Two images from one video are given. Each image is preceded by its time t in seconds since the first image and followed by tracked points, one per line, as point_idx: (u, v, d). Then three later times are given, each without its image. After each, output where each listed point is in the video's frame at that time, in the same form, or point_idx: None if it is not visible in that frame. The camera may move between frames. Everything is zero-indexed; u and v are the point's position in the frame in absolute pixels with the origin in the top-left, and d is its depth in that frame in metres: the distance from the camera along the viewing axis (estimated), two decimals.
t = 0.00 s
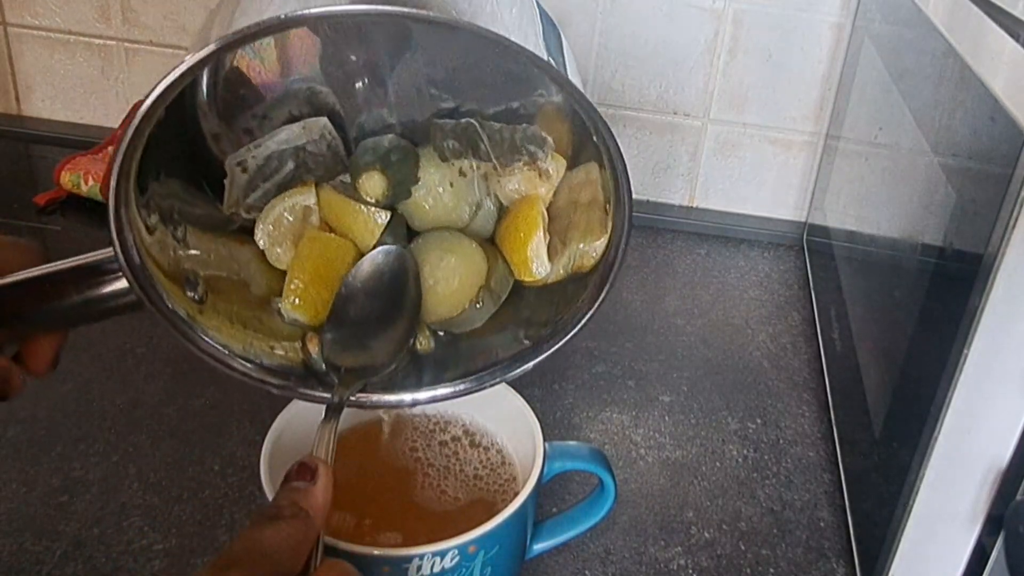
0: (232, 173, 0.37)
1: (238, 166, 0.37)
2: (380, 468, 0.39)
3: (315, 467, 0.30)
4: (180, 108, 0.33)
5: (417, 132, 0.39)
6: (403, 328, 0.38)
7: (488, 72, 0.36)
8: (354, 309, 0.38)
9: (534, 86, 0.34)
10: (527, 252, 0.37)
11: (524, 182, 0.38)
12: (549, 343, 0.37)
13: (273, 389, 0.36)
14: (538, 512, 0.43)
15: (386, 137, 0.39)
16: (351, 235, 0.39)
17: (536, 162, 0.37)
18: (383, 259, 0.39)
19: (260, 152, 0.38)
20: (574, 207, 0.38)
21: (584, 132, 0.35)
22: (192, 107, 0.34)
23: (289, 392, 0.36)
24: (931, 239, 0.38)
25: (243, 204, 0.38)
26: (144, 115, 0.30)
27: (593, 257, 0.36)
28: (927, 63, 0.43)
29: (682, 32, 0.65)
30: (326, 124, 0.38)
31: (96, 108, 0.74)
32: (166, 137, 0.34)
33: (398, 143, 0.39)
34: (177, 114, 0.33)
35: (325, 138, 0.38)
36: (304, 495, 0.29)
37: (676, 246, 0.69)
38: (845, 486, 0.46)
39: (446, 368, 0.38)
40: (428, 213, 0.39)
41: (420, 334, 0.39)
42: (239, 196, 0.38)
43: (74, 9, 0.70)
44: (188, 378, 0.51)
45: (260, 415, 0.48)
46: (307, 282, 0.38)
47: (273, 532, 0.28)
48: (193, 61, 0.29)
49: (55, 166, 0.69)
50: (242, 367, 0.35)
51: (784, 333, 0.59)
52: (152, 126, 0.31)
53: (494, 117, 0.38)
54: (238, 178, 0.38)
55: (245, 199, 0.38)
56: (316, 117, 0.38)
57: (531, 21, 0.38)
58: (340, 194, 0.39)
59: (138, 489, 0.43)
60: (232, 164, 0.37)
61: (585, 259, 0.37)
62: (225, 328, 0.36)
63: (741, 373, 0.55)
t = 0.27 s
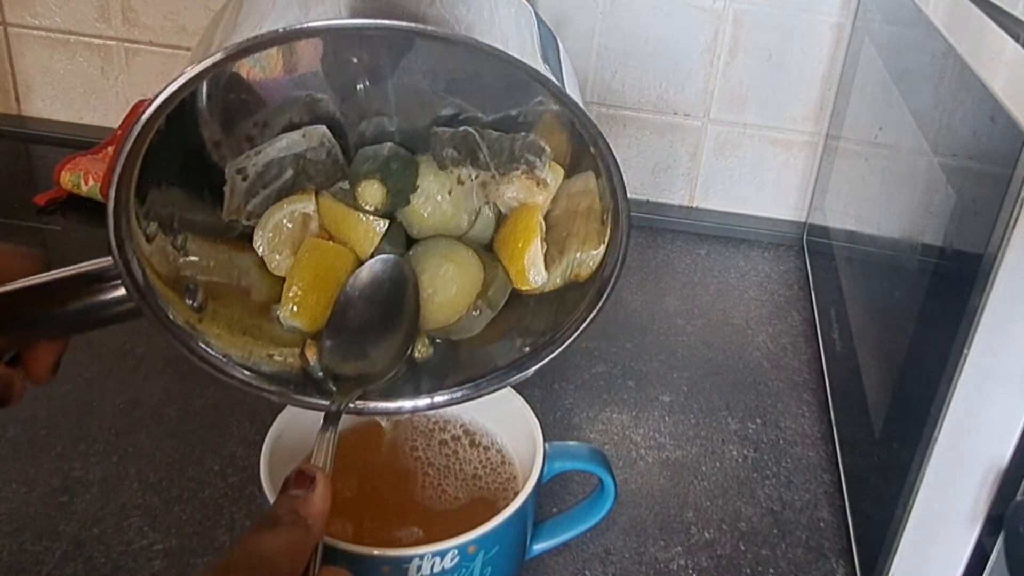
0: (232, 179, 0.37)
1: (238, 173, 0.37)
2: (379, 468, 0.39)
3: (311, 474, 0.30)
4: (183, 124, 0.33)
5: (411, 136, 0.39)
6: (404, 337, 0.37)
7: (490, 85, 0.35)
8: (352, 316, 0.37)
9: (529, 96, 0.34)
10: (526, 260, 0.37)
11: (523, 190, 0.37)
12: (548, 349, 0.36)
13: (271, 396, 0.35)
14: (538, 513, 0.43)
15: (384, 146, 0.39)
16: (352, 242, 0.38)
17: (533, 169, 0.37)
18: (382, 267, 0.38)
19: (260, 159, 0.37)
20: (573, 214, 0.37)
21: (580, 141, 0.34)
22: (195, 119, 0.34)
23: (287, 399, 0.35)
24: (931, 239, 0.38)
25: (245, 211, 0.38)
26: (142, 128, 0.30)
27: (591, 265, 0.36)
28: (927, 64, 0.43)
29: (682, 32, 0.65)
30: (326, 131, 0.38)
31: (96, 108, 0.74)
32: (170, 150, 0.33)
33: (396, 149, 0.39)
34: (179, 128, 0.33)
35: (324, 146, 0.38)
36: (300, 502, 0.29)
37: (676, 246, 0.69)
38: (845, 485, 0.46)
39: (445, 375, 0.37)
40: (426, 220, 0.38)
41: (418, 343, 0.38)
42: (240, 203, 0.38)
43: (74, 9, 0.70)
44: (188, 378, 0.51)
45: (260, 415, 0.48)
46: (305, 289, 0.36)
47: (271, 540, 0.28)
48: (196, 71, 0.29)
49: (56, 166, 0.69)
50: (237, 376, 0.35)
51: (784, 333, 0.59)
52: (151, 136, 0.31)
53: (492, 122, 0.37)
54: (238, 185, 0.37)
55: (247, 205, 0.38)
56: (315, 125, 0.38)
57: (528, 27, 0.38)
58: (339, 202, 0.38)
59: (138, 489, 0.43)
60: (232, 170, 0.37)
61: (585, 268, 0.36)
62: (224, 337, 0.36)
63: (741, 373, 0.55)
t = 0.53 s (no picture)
0: (230, 182, 0.37)
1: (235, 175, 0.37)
2: (378, 467, 0.39)
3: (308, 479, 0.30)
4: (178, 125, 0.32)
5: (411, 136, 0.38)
6: (401, 340, 0.37)
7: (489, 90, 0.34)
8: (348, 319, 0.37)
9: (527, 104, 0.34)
10: (523, 263, 0.37)
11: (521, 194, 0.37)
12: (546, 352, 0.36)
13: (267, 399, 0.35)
14: (538, 513, 0.43)
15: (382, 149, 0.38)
16: (348, 246, 0.38)
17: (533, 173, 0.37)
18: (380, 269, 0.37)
19: (258, 163, 0.37)
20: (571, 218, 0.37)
21: (578, 148, 0.34)
22: (192, 122, 0.34)
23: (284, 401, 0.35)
24: (931, 239, 0.38)
25: (244, 212, 0.38)
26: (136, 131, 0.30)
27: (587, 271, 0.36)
28: (927, 64, 0.43)
29: (682, 32, 0.65)
30: (324, 135, 0.38)
31: (96, 108, 0.74)
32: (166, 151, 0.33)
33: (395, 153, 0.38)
34: (174, 131, 0.33)
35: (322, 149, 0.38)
36: (297, 507, 0.29)
37: (676, 246, 0.69)
38: (845, 485, 0.46)
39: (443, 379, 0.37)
40: (424, 223, 0.38)
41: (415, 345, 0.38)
42: (238, 206, 0.38)
43: (74, 9, 0.70)
44: (188, 378, 0.51)
45: (259, 415, 0.48)
46: (303, 292, 0.37)
47: (266, 545, 0.28)
48: (192, 76, 0.29)
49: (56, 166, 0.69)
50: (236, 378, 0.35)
51: (784, 333, 0.59)
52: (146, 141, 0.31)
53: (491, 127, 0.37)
54: (236, 187, 0.37)
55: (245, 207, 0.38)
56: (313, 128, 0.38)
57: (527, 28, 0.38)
58: (337, 205, 0.38)
59: (138, 489, 0.43)
60: (230, 172, 0.37)
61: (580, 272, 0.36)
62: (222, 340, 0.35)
63: (741, 373, 0.55)
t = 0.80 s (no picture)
0: (220, 175, 0.37)
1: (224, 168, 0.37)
2: (378, 466, 0.39)
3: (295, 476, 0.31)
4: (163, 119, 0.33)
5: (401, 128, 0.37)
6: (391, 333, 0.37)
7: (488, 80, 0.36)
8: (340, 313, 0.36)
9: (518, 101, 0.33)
10: (517, 255, 0.36)
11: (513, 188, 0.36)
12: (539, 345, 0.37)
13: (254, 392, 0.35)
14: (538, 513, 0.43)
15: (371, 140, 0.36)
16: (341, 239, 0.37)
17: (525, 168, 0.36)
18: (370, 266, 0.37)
19: (246, 155, 0.36)
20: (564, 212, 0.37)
21: (572, 147, 0.33)
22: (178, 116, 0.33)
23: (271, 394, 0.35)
24: (931, 239, 0.38)
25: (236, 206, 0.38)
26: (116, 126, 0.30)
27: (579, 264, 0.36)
28: (927, 64, 0.43)
29: (682, 32, 0.65)
30: (311, 127, 0.36)
31: (96, 108, 0.74)
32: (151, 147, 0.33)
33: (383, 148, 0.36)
34: (159, 124, 0.33)
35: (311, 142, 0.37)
36: (281, 504, 0.30)
37: (676, 246, 0.69)
38: (845, 486, 0.46)
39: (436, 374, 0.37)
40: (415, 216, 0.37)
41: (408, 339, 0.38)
42: (229, 199, 0.37)
43: (74, 9, 0.70)
44: (188, 378, 0.51)
45: (259, 415, 0.48)
46: (295, 287, 0.36)
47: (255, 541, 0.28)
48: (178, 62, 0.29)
49: (56, 166, 0.69)
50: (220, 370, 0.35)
51: (784, 333, 0.59)
52: (126, 135, 0.31)
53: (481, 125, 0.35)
54: (226, 180, 0.37)
55: (236, 200, 0.38)
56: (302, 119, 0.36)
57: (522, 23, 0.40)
58: (327, 197, 0.37)
59: (138, 489, 0.43)
60: (219, 165, 0.36)
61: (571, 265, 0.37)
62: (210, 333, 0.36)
63: (741, 373, 0.55)
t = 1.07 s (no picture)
0: (211, 156, 0.40)
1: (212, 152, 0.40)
2: (378, 465, 0.39)
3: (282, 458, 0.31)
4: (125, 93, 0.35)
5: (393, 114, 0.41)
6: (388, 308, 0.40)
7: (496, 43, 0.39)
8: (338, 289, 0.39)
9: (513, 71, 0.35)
10: (512, 230, 0.39)
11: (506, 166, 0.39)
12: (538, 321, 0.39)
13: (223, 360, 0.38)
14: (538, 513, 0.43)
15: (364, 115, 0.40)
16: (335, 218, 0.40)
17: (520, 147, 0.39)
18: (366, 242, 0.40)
19: (238, 136, 0.40)
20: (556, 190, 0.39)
21: (563, 123, 0.36)
22: (153, 84, 0.36)
23: (241, 366, 0.38)
24: (931, 239, 0.38)
25: (227, 188, 0.41)
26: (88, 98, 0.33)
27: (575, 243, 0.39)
28: (927, 63, 0.43)
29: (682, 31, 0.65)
30: (298, 105, 0.40)
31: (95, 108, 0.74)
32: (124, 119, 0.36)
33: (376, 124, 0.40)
34: (132, 92, 0.35)
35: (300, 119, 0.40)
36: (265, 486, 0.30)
37: (675, 246, 0.69)
38: (845, 486, 0.46)
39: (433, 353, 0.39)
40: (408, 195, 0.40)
41: (408, 316, 0.40)
42: (220, 182, 0.40)
43: (74, 9, 0.70)
44: (188, 378, 0.51)
45: (259, 415, 0.48)
46: (293, 263, 0.39)
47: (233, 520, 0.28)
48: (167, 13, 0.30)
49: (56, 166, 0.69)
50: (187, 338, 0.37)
51: (784, 333, 0.59)
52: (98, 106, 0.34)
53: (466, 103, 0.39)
54: (217, 161, 0.40)
55: (229, 183, 0.41)
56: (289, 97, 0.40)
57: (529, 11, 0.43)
58: (320, 176, 0.40)
59: (138, 489, 0.43)
60: (210, 148, 0.40)
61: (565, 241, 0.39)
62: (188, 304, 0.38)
63: (741, 373, 0.55)
